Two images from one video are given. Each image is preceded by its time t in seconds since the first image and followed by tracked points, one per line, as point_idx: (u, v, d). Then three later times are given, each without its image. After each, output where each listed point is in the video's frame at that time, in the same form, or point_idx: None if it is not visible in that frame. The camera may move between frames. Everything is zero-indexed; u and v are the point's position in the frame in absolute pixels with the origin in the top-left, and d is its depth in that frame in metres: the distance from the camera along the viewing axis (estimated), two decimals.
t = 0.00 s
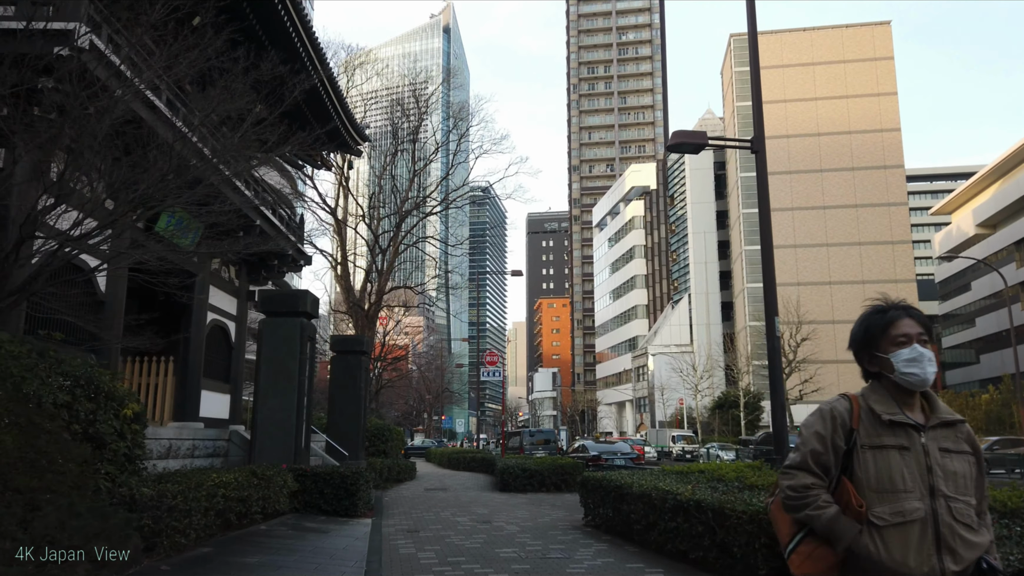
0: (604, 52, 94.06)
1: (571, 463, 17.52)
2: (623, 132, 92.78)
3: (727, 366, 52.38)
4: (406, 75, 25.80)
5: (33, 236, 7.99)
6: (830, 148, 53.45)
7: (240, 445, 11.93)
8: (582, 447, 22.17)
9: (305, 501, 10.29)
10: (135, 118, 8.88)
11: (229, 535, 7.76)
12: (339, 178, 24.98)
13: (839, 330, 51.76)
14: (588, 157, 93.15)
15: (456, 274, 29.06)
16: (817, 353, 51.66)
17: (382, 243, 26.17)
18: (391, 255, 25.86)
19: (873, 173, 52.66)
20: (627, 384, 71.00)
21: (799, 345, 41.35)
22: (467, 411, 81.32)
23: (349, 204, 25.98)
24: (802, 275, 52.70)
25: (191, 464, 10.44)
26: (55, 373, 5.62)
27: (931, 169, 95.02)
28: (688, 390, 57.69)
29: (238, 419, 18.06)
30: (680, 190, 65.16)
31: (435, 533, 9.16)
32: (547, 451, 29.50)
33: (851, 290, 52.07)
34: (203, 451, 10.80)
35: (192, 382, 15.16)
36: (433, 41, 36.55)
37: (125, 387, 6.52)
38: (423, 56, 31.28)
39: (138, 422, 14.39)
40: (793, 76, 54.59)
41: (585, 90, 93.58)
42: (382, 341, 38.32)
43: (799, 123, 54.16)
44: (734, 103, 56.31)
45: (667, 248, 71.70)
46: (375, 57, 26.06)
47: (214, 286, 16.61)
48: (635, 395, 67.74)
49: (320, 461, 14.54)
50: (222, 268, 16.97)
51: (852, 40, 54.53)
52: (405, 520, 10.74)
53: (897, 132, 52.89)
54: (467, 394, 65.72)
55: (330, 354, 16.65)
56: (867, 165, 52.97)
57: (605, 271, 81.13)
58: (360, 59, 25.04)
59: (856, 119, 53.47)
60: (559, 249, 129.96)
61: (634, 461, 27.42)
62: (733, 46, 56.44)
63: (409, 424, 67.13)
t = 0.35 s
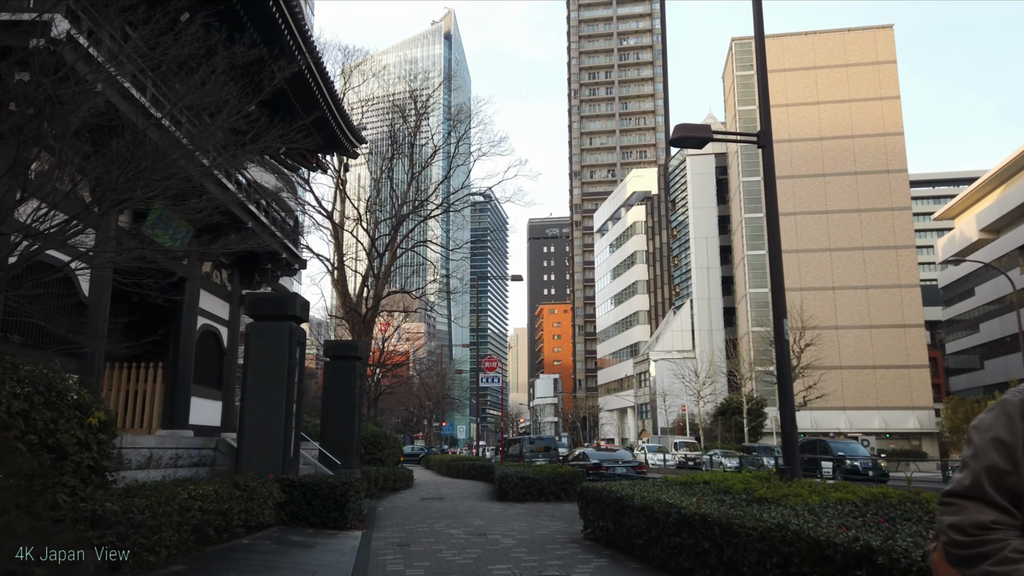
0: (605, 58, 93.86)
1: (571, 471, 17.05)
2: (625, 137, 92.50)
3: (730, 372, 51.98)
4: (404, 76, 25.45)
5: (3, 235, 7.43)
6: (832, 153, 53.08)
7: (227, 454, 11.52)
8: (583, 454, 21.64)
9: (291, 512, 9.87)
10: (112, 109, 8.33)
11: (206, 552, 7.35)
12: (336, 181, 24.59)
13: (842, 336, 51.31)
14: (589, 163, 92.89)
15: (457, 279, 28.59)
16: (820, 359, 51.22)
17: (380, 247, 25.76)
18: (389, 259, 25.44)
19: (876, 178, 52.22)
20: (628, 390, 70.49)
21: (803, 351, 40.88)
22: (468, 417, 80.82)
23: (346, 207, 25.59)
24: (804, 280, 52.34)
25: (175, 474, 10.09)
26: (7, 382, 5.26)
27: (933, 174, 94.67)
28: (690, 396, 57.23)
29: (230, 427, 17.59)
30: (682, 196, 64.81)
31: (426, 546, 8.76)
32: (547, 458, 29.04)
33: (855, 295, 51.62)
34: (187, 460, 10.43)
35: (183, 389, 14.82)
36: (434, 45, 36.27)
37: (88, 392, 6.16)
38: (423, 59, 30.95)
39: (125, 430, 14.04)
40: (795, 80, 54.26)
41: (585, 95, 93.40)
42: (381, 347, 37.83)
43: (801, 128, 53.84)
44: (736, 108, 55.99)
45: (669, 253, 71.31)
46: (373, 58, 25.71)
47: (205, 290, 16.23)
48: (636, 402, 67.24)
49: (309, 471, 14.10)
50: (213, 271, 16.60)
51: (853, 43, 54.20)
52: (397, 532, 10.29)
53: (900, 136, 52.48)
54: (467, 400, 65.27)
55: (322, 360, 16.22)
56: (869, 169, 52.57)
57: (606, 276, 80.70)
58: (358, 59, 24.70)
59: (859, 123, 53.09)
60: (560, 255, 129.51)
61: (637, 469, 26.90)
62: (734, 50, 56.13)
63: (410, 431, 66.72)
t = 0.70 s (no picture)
0: (605, 64, 93.73)
1: (571, 478, 16.65)
2: (625, 143, 92.30)
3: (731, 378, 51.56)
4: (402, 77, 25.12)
5: None
6: (834, 157, 52.75)
7: (214, 460, 11.12)
8: (583, 460, 21.21)
9: (278, 520, 9.46)
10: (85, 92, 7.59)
11: (183, 562, 6.99)
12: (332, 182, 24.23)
13: (843, 341, 50.92)
14: (589, 169, 92.66)
15: (456, 282, 28.25)
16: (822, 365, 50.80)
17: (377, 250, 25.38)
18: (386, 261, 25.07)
19: (877, 183, 51.93)
20: (629, 397, 70.04)
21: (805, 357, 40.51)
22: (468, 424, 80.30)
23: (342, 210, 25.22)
24: (806, 286, 52.01)
25: (157, 479, 9.73)
26: None
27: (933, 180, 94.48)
28: (692, 402, 56.77)
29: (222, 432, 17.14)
30: (682, 201, 64.49)
31: (418, 555, 8.40)
32: (546, 464, 28.59)
33: (857, 300, 51.26)
34: (170, 466, 10.05)
35: (172, 393, 14.46)
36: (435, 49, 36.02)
37: (52, 394, 5.82)
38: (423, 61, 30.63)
39: (112, 434, 13.67)
40: (797, 84, 53.98)
41: (585, 101, 93.27)
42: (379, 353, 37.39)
43: (802, 133, 53.58)
44: (737, 113, 55.69)
45: (669, 259, 70.96)
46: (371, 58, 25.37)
47: (196, 292, 15.85)
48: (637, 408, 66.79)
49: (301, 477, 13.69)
50: (204, 272, 16.22)
51: (854, 48, 54.00)
52: (390, 540, 9.90)
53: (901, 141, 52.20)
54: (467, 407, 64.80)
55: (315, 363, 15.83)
56: (871, 174, 52.26)
57: (607, 282, 80.34)
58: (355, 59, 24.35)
59: (860, 128, 52.82)
60: (561, 261, 129.12)
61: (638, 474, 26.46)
62: (735, 55, 55.87)
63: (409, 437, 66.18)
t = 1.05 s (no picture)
0: (605, 69, 93.58)
1: (568, 484, 16.25)
2: (625, 148, 92.11)
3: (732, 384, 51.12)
4: (399, 78, 24.85)
5: None
6: (835, 161, 52.46)
7: (198, 465, 10.77)
8: (581, 467, 20.75)
9: (261, 528, 9.07)
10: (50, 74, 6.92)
11: None
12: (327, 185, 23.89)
13: (845, 346, 50.53)
14: (589, 174, 92.42)
15: (454, 285, 27.96)
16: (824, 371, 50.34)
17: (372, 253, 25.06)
18: (382, 265, 24.76)
19: (879, 186, 51.66)
20: (629, 402, 69.53)
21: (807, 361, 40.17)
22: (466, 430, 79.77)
23: (338, 212, 24.89)
24: (807, 290, 51.65)
25: (137, 486, 9.37)
26: None
27: (934, 186, 94.42)
28: (693, 408, 56.36)
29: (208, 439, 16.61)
30: (682, 205, 64.33)
31: (405, 567, 7.98)
32: (544, 470, 28.15)
33: (858, 304, 50.92)
34: (151, 472, 9.69)
35: (159, 399, 14.08)
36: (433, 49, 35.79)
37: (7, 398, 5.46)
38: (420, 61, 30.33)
39: (98, 439, 13.33)
40: (797, 88, 53.73)
41: (585, 106, 93.13)
42: (376, 358, 36.99)
43: (803, 136, 53.33)
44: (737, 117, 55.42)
45: (670, 264, 70.66)
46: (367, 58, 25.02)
47: (185, 294, 15.50)
48: (637, 414, 66.34)
49: (289, 484, 13.31)
50: (194, 274, 15.89)
51: (855, 52, 53.78)
52: (377, 550, 9.50)
53: (903, 144, 51.91)
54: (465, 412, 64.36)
55: (306, 367, 15.45)
56: (872, 178, 51.96)
57: (606, 287, 79.96)
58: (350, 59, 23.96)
59: (861, 132, 52.55)
60: (561, 267, 128.82)
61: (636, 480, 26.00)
62: (735, 59, 55.63)
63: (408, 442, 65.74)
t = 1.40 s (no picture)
0: (604, 73, 93.37)
1: (566, 490, 15.80)
2: (625, 152, 91.84)
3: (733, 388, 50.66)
4: (395, 77, 24.44)
5: None
6: (835, 164, 52.14)
7: (179, 473, 10.33)
8: (579, 473, 20.25)
9: (244, 537, 8.66)
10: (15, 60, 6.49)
11: None
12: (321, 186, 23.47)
13: (846, 350, 50.11)
14: (589, 178, 92.10)
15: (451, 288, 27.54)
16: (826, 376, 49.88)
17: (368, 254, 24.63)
18: (377, 267, 24.35)
19: (880, 190, 51.31)
20: (629, 407, 69.01)
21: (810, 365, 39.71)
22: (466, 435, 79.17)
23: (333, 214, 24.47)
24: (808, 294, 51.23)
25: (113, 495, 8.97)
26: None
27: (934, 191, 94.14)
28: (693, 413, 55.87)
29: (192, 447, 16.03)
30: (682, 209, 64.01)
31: None
32: (543, 476, 27.62)
33: (860, 308, 50.53)
34: (128, 480, 9.28)
35: (144, 403, 13.66)
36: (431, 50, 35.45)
37: None
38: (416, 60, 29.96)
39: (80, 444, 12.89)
40: (798, 90, 53.43)
41: (585, 110, 92.88)
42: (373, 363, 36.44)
43: (803, 139, 53.03)
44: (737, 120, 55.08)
45: (670, 267, 70.28)
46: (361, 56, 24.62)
47: (172, 295, 15.08)
48: (637, 419, 65.86)
49: (276, 491, 12.84)
50: (182, 275, 15.50)
51: (856, 54, 53.47)
52: (365, 561, 9.06)
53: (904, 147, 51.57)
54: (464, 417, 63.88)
55: (296, 370, 15.09)
56: (874, 181, 51.59)
57: (606, 291, 79.54)
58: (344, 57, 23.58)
59: (862, 135, 52.21)
60: (561, 271, 128.40)
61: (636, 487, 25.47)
62: (736, 62, 55.31)
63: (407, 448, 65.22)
